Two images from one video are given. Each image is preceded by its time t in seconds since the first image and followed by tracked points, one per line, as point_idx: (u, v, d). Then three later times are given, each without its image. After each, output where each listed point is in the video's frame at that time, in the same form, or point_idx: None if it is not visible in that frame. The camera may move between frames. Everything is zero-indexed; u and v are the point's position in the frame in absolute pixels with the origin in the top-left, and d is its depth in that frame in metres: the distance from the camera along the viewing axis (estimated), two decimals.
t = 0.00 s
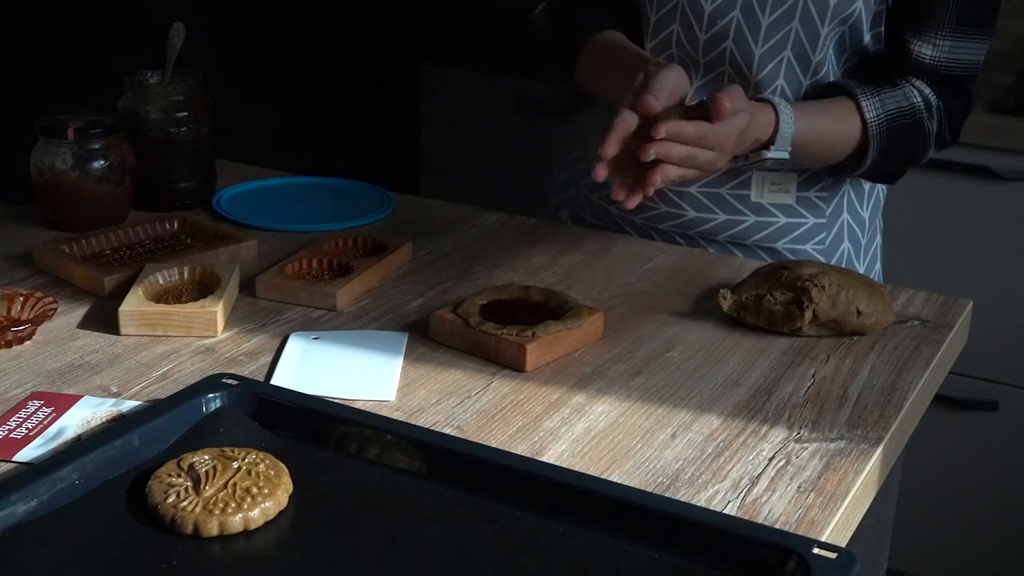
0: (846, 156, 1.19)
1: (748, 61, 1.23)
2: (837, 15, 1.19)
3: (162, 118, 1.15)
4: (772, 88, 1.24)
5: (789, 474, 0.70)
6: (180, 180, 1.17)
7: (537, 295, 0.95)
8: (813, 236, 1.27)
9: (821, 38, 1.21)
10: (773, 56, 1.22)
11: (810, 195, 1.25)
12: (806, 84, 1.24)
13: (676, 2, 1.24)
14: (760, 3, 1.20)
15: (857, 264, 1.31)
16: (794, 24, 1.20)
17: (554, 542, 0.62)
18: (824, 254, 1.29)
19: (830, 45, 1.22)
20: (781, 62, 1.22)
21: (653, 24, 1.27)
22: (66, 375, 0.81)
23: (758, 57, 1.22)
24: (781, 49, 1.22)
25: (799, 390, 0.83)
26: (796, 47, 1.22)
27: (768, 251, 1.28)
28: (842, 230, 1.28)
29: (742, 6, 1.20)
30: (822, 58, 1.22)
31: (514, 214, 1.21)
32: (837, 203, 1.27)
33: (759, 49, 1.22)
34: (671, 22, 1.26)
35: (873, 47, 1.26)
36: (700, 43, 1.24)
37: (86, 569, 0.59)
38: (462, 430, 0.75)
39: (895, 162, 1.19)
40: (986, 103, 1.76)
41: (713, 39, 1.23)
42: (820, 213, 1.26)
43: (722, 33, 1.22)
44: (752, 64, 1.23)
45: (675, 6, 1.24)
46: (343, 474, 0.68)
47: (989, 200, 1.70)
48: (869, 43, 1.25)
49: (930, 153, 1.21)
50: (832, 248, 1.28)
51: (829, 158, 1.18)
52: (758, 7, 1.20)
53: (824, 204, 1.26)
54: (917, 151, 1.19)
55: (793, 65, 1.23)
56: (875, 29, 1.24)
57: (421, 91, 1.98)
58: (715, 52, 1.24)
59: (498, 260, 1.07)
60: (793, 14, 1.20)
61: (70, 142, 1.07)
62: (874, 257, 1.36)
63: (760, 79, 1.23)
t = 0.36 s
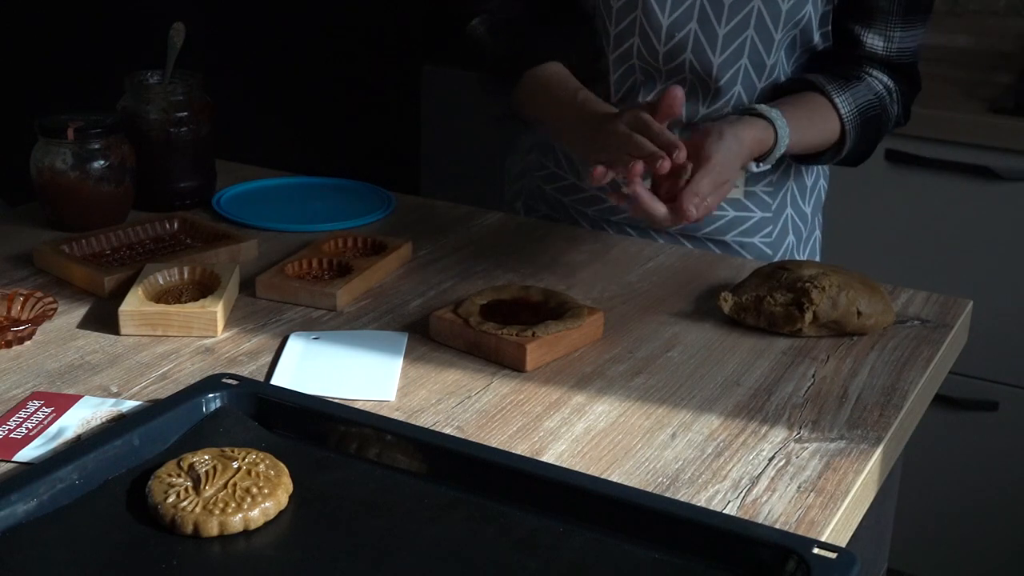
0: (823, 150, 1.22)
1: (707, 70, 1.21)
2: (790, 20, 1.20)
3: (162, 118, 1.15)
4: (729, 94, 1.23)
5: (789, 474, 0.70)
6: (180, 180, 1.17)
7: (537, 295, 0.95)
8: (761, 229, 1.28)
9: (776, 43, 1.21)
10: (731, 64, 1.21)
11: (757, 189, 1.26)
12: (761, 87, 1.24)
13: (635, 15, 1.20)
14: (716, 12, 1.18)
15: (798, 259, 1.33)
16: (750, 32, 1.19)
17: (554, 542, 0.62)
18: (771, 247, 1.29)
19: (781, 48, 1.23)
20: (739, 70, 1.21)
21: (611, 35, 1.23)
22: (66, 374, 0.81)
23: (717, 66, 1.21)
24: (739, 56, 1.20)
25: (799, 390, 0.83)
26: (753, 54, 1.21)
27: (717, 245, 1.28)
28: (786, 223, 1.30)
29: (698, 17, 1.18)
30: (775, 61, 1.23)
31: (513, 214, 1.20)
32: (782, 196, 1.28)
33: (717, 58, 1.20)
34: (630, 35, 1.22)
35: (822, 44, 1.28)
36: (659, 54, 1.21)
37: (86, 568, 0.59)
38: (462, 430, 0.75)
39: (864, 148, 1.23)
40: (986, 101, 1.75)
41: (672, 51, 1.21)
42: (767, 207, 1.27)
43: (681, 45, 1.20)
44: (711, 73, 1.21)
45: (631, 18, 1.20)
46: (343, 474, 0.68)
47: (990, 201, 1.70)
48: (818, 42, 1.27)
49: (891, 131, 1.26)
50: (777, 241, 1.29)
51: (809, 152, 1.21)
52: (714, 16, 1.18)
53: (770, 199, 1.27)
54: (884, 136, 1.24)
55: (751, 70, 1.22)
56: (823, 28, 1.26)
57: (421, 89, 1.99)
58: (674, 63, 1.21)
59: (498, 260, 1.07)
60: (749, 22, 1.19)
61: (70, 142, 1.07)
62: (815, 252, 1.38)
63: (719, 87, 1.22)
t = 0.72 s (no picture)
0: (786, 138, 1.20)
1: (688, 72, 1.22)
2: (766, 19, 1.22)
3: (162, 118, 1.15)
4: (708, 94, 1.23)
5: (789, 474, 0.70)
6: (180, 181, 1.17)
7: (537, 295, 0.95)
8: (747, 227, 1.28)
9: (753, 42, 1.22)
10: (710, 65, 1.22)
11: (743, 187, 1.26)
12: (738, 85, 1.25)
13: (615, 19, 1.20)
14: (695, 16, 1.19)
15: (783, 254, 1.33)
16: (729, 34, 1.20)
17: (554, 542, 0.62)
18: (757, 244, 1.29)
19: (758, 47, 1.24)
20: (718, 71, 1.22)
21: (591, 40, 1.23)
22: (66, 375, 0.81)
23: (696, 68, 1.22)
24: (718, 57, 1.22)
25: (799, 390, 0.83)
26: (731, 54, 1.22)
27: (704, 243, 1.27)
28: (772, 220, 1.30)
29: (678, 20, 1.19)
30: (752, 59, 1.24)
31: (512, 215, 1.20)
32: (766, 193, 1.28)
33: (696, 59, 1.21)
34: (610, 38, 1.22)
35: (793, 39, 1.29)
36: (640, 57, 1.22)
37: (86, 569, 0.59)
38: (462, 430, 0.75)
39: (829, 137, 1.21)
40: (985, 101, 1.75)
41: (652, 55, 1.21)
42: (753, 204, 1.27)
43: (661, 48, 1.21)
44: (691, 74, 1.22)
45: (612, 21, 1.21)
46: (343, 474, 0.68)
47: (990, 201, 1.70)
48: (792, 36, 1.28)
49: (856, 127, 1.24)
50: (763, 237, 1.29)
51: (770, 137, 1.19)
52: (693, 20, 1.19)
53: (755, 196, 1.27)
54: (849, 129, 1.22)
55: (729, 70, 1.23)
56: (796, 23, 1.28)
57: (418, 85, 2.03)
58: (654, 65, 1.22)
59: (498, 260, 1.07)
60: (728, 24, 1.20)
61: (70, 142, 1.07)
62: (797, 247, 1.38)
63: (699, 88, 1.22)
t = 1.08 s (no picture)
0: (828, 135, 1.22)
1: (686, 79, 1.20)
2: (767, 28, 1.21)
3: (162, 118, 1.15)
4: (706, 103, 1.22)
5: (789, 474, 0.70)
6: (181, 180, 1.18)
7: (536, 295, 0.95)
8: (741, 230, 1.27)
9: (753, 51, 1.22)
10: (709, 72, 1.20)
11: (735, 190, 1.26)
12: (737, 95, 1.24)
13: (613, 23, 1.19)
14: (695, 22, 1.18)
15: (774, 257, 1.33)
16: (728, 40, 1.20)
17: (555, 542, 0.62)
18: (750, 247, 1.29)
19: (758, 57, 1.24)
20: (717, 78, 1.21)
21: (586, 44, 1.21)
22: (67, 374, 0.82)
23: (695, 74, 1.20)
24: (717, 63, 1.20)
25: (799, 390, 0.83)
26: (730, 61, 1.21)
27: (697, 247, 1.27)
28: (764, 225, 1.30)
29: (678, 25, 1.18)
30: (752, 68, 1.23)
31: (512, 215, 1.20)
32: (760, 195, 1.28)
33: (695, 66, 1.20)
34: (608, 43, 1.20)
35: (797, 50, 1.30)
36: (638, 62, 1.20)
37: (87, 568, 0.59)
38: (462, 430, 0.75)
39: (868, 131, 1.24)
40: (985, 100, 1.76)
41: (650, 59, 1.19)
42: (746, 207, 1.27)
43: (660, 54, 1.19)
44: (689, 81, 1.20)
45: (610, 24, 1.19)
46: (343, 474, 0.68)
47: (990, 201, 1.71)
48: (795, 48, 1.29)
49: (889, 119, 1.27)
50: (756, 242, 1.29)
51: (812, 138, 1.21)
52: (693, 26, 1.18)
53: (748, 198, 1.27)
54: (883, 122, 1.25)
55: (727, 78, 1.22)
56: (801, 35, 1.29)
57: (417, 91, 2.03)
58: (652, 71, 1.20)
59: (498, 261, 1.07)
60: (728, 31, 1.19)
61: (71, 142, 1.07)
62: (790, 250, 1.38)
63: (696, 96, 1.21)
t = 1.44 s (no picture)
0: (827, 129, 1.20)
1: (688, 66, 1.19)
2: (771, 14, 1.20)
3: (162, 118, 1.15)
4: (709, 89, 1.22)
5: (789, 474, 0.70)
6: (181, 180, 1.18)
7: (537, 296, 0.95)
8: (744, 228, 1.27)
9: (756, 37, 1.21)
10: (711, 57, 1.20)
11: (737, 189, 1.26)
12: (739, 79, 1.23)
13: (618, 6, 1.17)
14: (700, 4, 1.17)
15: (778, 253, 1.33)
16: (732, 25, 1.18)
17: (555, 541, 0.62)
18: (754, 244, 1.29)
19: (762, 43, 1.22)
20: (719, 62, 1.20)
21: (589, 27, 1.20)
22: (67, 374, 0.82)
23: (697, 60, 1.19)
24: (720, 48, 1.20)
25: (800, 390, 0.83)
26: (733, 46, 1.20)
27: (702, 245, 1.26)
28: (767, 220, 1.30)
29: (682, 8, 1.17)
30: (755, 55, 1.22)
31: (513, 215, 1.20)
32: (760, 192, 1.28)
33: (698, 50, 1.19)
34: (611, 26, 1.19)
35: (799, 41, 1.28)
36: (640, 46, 1.19)
37: (88, 569, 0.59)
38: (463, 430, 0.75)
39: (864, 131, 1.22)
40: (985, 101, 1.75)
41: (654, 43, 1.18)
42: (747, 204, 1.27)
43: (663, 37, 1.18)
44: (692, 66, 1.20)
45: (613, 9, 1.18)
46: (343, 474, 0.68)
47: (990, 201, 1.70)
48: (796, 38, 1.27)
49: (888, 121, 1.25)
50: (760, 237, 1.29)
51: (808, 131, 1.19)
52: (698, 9, 1.17)
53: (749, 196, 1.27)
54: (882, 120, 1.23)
55: (730, 63, 1.21)
56: (802, 25, 1.27)
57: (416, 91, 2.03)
58: (655, 56, 1.19)
59: (499, 261, 1.07)
60: (732, 16, 1.18)
61: (71, 142, 1.07)
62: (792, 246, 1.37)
63: (698, 83, 1.21)
